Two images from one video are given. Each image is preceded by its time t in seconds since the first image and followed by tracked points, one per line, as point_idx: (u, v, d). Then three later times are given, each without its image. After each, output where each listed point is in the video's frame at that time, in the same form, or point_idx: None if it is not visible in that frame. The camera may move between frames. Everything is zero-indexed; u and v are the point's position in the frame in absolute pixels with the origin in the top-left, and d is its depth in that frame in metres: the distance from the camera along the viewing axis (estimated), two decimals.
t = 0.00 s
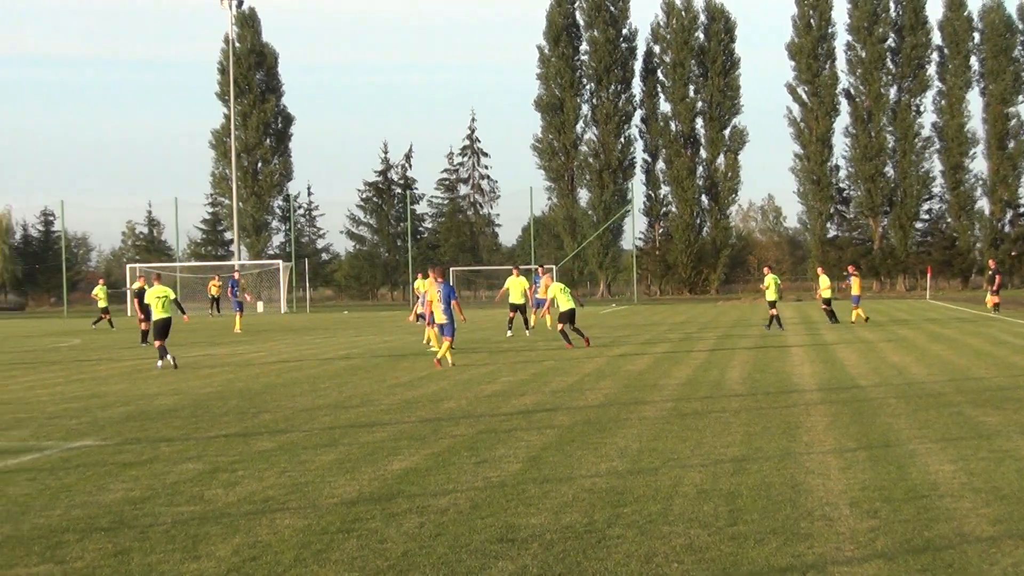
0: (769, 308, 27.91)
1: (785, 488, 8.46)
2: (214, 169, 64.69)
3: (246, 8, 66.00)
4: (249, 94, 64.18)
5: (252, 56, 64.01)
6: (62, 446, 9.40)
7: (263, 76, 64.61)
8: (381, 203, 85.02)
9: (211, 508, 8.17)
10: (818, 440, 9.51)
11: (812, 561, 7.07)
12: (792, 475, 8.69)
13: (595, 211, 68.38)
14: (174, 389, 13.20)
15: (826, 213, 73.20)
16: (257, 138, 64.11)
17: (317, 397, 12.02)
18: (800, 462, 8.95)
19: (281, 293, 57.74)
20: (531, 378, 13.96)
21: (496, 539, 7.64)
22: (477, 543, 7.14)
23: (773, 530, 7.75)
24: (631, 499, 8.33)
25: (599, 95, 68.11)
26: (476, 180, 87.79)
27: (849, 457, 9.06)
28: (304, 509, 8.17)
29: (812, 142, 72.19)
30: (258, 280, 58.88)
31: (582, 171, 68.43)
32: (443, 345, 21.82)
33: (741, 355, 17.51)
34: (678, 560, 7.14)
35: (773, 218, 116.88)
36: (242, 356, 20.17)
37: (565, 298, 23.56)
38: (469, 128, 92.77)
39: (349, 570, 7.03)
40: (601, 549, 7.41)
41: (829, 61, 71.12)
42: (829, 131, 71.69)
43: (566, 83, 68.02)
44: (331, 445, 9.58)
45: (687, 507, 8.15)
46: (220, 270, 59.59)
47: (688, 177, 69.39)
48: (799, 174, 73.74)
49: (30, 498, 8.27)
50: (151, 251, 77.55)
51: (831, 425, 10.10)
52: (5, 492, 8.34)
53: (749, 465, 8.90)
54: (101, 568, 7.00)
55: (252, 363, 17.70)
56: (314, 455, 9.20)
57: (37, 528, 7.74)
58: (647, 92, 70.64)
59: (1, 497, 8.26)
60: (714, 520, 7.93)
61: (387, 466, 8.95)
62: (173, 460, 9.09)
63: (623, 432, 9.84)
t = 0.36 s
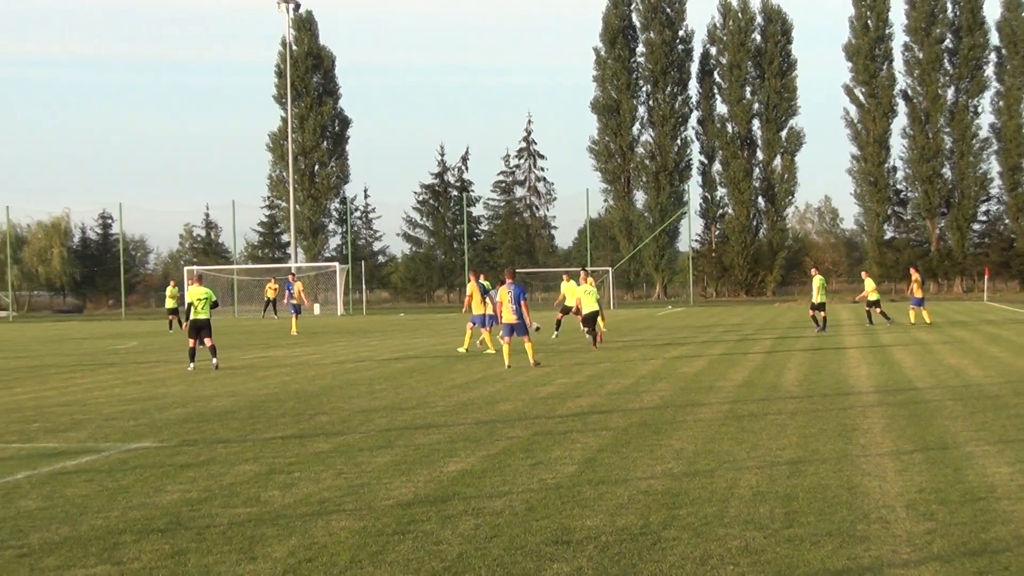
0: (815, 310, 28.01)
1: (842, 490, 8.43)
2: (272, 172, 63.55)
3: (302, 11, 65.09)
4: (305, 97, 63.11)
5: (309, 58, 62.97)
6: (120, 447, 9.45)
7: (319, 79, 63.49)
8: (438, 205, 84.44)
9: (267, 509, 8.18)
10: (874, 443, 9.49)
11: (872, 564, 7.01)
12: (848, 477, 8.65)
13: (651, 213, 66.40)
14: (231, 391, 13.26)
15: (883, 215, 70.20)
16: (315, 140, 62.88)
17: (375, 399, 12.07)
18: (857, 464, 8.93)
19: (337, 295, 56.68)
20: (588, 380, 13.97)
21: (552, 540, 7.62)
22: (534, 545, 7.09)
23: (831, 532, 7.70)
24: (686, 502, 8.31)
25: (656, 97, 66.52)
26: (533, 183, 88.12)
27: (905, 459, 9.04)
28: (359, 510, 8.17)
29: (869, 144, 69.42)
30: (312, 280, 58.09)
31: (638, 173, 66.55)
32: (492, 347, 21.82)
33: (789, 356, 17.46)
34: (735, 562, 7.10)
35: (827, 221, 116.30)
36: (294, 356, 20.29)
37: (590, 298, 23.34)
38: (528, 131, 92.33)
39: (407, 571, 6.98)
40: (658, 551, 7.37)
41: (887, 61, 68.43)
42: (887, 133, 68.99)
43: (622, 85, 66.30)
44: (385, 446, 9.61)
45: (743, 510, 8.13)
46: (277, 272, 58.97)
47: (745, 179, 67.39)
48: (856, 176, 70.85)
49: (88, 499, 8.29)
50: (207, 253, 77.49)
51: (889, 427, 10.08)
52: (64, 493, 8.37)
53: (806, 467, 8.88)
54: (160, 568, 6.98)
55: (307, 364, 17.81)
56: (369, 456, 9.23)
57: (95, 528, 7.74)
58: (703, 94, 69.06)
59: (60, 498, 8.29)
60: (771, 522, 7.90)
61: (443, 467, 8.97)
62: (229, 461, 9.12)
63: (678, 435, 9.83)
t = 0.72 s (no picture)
0: (822, 310, 28.02)
1: (860, 490, 8.43)
2: (290, 173, 63.47)
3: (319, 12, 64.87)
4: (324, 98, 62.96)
5: (327, 59, 62.81)
6: (139, 449, 9.46)
7: (338, 80, 63.33)
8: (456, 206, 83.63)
9: (285, 509, 8.16)
10: (893, 443, 9.50)
11: (890, 564, 6.99)
12: (867, 478, 8.65)
13: (669, 213, 66.26)
14: (249, 392, 13.25)
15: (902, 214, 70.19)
16: (333, 141, 62.76)
17: (393, 400, 12.06)
18: (875, 464, 8.92)
19: (357, 295, 56.56)
20: (607, 380, 13.95)
21: (570, 541, 7.60)
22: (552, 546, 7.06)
23: (849, 533, 7.69)
24: (704, 503, 8.30)
25: (674, 97, 66.42)
26: (551, 184, 87.30)
27: (925, 459, 9.02)
28: (378, 511, 8.16)
29: (888, 143, 69.38)
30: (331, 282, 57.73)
31: (656, 173, 66.44)
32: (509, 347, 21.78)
33: (805, 356, 17.45)
34: (753, 562, 7.08)
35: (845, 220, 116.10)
36: (311, 356, 20.31)
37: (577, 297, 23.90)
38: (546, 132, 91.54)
39: (426, 572, 6.96)
40: (677, 551, 7.35)
41: (905, 61, 68.25)
42: (905, 132, 68.83)
43: (641, 85, 66.19)
44: (404, 447, 9.60)
45: (762, 510, 8.11)
46: (295, 274, 58.83)
47: (763, 178, 67.16)
48: (876, 176, 70.73)
49: (106, 500, 8.28)
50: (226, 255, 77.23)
51: (908, 428, 10.08)
52: (83, 495, 8.37)
53: (825, 467, 8.87)
54: (179, 569, 6.95)
55: (323, 365, 17.82)
56: (387, 457, 9.22)
57: (114, 529, 7.73)
58: (722, 94, 68.86)
59: (79, 499, 8.29)
60: (789, 523, 7.90)
61: (461, 468, 8.96)
62: (247, 462, 9.12)
63: (697, 436, 9.81)
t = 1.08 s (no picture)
0: (827, 310, 27.82)
1: (880, 492, 8.29)
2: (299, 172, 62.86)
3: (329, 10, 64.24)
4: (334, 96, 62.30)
5: (337, 57, 62.23)
6: (147, 453, 9.34)
7: (348, 78, 62.76)
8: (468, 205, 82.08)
9: (297, 514, 8.02)
10: (913, 443, 9.37)
11: (912, 567, 6.84)
12: (886, 479, 8.51)
13: (684, 211, 65.42)
14: (259, 395, 13.12)
15: (921, 212, 70.13)
16: (343, 140, 62.16)
17: (405, 403, 11.92)
18: (895, 466, 8.78)
19: (368, 297, 56.03)
20: (623, 382, 13.79)
21: (586, 545, 7.46)
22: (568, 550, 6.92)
23: (869, 535, 7.54)
24: (721, 506, 8.16)
25: (688, 94, 65.66)
26: (564, 183, 84.69)
27: (946, 460, 8.88)
28: (390, 515, 8.02)
29: (906, 139, 69.00)
30: (341, 283, 57.25)
31: (671, 171, 65.69)
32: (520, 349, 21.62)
33: (819, 357, 17.30)
34: (772, 566, 6.93)
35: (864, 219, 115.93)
36: (321, 358, 20.18)
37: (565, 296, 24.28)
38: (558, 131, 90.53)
39: None
40: (694, 555, 7.21)
41: (923, 56, 67.76)
42: (924, 128, 68.46)
43: (655, 82, 65.42)
44: (416, 450, 9.48)
45: (780, 513, 7.97)
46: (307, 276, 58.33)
47: (779, 175, 66.80)
48: (894, 172, 70.60)
49: (115, 505, 8.16)
50: (235, 256, 76.91)
51: (929, 428, 9.93)
52: (91, 500, 8.25)
53: (844, 469, 8.73)
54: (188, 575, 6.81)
55: (333, 366, 17.69)
56: (398, 461, 9.09)
57: (123, 534, 7.60)
58: (737, 91, 68.37)
59: (87, 504, 8.16)
60: (807, 526, 7.76)
61: (475, 472, 8.81)
62: (258, 466, 9.00)
63: (714, 438, 9.66)
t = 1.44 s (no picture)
0: (841, 309, 27.65)
1: (912, 495, 8.11)
2: (319, 170, 61.80)
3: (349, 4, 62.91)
4: (354, 92, 61.29)
5: (357, 53, 61.16)
6: (165, 456, 9.22)
7: (369, 74, 61.70)
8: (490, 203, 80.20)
9: (317, 518, 7.88)
10: (946, 446, 9.20)
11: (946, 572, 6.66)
12: (918, 482, 8.34)
13: (712, 209, 64.37)
14: (280, 397, 12.98)
15: (953, 209, 68.53)
16: (363, 137, 61.03)
17: (427, 405, 11.78)
18: (928, 469, 8.61)
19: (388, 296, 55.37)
20: (649, 383, 13.63)
21: (611, 549, 7.29)
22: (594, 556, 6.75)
23: (900, 539, 7.35)
24: (750, 509, 7.99)
25: (715, 89, 64.42)
26: (589, 180, 82.48)
27: (979, 463, 8.71)
28: (411, 519, 7.87)
29: (938, 135, 68.05)
30: (361, 283, 56.64)
31: (698, 168, 64.62)
32: (539, 349, 21.43)
33: (842, 357, 17.13)
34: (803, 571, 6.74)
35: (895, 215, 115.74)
36: (340, 359, 20.05)
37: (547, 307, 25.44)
38: (581, 129, 88.69)
39: None
40: (722, 559, 7.04)
41: (956, 50, 67.22)
42: (956, 124, 67.60)
43: (682, 77, 64.49)
44: (438, 452, 9.33)
45: (809, 516, 7.80)
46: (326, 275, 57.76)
47: (809, 173, 65.34)
48: (926, 169, 69.32)
49: (133, 509, 8.02)
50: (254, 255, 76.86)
51: (963, 430, 9.75)
52: (108, 504, 8.11)
53: (875, 472, 8.55)
54: None
55: (353, 368, 17.57)
56: (420, 463, 8.95)
57: (140, 538, 7.46)
58: (765, 86, 67.32)
59: (104, 508, 8.03)
60: (838, 530, 7.58)
61: (498, 475, 8.66)
62: (277, 469, 8.85)
63: (743, 440, 9.50)
